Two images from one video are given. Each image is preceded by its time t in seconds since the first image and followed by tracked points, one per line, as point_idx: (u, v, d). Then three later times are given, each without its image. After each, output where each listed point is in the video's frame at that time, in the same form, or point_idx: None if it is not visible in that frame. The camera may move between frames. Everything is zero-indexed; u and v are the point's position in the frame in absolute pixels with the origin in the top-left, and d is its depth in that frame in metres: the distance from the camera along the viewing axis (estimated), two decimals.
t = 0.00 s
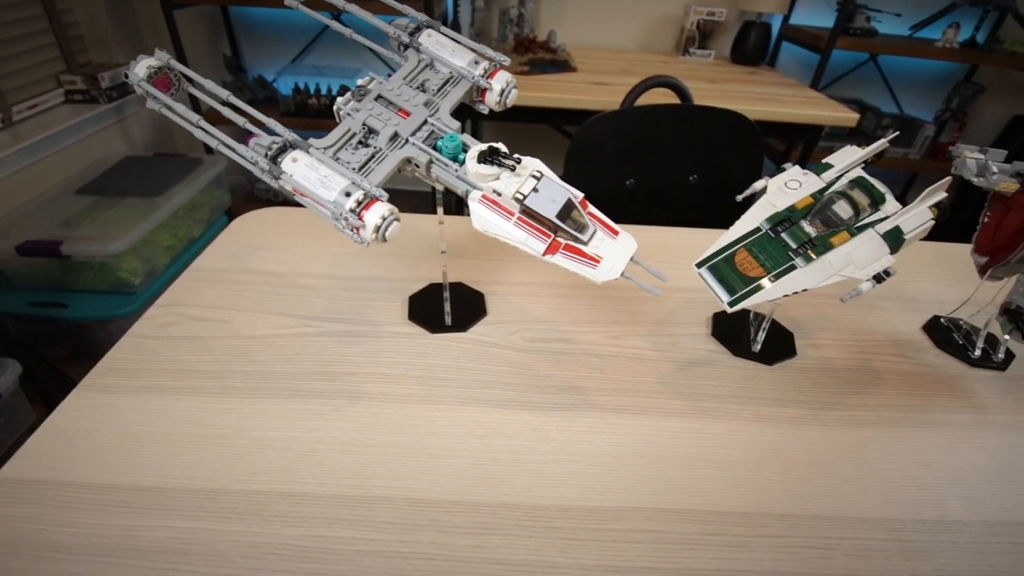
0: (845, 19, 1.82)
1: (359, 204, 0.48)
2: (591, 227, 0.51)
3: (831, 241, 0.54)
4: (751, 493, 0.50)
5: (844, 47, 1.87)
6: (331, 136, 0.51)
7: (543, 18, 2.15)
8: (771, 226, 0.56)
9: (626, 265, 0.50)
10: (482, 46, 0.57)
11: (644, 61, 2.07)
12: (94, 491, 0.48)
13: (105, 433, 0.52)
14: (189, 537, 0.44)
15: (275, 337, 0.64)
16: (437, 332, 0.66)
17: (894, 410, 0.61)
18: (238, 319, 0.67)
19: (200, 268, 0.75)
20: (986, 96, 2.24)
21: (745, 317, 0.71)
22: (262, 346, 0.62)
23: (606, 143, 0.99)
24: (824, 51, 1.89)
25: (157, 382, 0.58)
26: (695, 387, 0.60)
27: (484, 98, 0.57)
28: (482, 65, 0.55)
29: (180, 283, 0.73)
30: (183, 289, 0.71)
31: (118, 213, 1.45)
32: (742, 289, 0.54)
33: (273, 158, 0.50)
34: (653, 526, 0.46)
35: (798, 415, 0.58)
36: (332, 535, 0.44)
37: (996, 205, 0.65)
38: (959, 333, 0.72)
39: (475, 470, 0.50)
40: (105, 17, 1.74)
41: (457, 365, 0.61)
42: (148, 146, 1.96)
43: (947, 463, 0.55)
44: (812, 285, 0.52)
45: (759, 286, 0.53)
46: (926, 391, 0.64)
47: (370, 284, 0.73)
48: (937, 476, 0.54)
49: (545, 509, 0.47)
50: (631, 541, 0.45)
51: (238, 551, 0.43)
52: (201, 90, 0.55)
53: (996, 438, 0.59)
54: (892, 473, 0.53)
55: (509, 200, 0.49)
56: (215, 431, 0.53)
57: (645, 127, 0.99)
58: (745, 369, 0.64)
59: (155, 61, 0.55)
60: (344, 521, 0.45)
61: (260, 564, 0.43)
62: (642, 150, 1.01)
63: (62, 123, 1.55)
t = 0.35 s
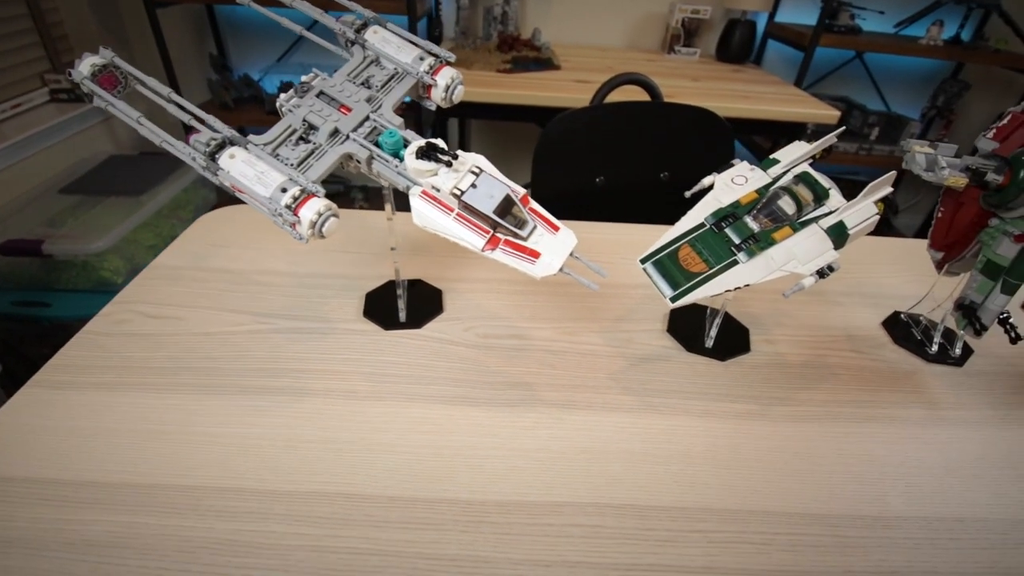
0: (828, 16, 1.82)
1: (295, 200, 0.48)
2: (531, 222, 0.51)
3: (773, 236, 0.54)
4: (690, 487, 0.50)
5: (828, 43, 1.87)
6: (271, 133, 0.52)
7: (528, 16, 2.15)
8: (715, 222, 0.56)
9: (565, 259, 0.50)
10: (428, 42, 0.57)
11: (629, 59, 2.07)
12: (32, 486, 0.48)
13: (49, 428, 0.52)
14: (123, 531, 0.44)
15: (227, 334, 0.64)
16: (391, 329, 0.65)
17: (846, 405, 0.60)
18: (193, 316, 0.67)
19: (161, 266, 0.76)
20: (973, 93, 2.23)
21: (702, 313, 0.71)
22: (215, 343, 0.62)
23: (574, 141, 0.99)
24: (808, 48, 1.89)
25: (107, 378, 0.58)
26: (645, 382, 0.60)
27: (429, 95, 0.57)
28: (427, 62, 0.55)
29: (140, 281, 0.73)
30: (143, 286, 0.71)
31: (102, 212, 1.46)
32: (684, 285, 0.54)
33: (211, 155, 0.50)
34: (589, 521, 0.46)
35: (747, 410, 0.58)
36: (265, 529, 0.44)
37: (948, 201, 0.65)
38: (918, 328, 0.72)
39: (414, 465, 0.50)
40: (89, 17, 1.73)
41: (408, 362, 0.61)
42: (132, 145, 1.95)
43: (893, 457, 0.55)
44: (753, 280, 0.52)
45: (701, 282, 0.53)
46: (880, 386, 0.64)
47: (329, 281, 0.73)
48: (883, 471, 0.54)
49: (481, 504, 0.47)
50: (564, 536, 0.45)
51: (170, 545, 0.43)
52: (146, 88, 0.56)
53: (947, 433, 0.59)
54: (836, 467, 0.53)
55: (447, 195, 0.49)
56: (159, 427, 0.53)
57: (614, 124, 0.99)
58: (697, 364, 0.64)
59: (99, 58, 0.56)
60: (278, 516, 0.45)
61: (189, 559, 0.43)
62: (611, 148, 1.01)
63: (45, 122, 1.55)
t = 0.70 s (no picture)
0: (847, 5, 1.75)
1: (240, 186, 0.48)
2: (481, 213, 0.50)
3: (737, 230, 0.51)
4: (637, 488, 0.48)
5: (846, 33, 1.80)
6: (222, 119, 0.52)
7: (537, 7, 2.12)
8: (678, 214, 0.54)
9: (513, 249, 0.49)
10: (387, 28, 0.56)
11: (639, 50, 2.02)
12: None
13: (8, 409, 0.53)
14: (63, 511, 0.45)
15: (192, 321, 0.64)
16: (354, 319, 0.65)
17: (817, 408, 0.58)
18: (162, 303, 0.67)
19: (139, 253, 0.76)
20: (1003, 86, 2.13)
21: (676, 310, 0.68)
22: (179, 330, 0.63)
23: (561, 132, 0.97)
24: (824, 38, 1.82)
25: (70, 362, 0.58)
26: (606, 379, 0.59)
27: (388, 81, 0.56)
28: (384, 48, 0.54)
29: (117, 266, 0.74)
30: (119, 272, 0.72)
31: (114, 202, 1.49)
32: (642, 279, 0.52)
33: (161, 141, 0.50)
34: (526, 519, 0.45)
35: (710, 410, 0.56)
36: (200, 515, 0.45)
37: (938, 196, 0.61)
38: (907, 330, 0.68)
39: (356, 457, 0.49)
40: (106, 11, 1.72)
41: (366, 353, 0.60)
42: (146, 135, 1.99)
43: (860, 464, 0.53)
44: (713, 276, 0.50)
45: (658, 276, 0.51)
46: (857, 389, 0.61)
47: (300, 270, 0.73)
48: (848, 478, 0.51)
49: (417, 499, 0.46)
50: (497, 535, 0.44)
51: (107, 527, 0.44)
52: (109, 75, 0.56)
53: (923, 441, 0.56)
54: (796, 472, 0.51)
55: (395, 183, 0.48)
56: (113, 411, 0.53)
57: (603, 115, 0.97)
58: (664, 362, 0.62)
59: (62, 47, 0.56)
60: (214, 502, 0.45)
61: (123, 542, 0.43)
62: (599, 139, 0.99)
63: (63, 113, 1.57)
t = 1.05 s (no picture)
0: None
1: (139, 176, 0.47)
2: (387, 203, 0.49)
3: (650, 219, 0.50)
4: (544, 481, 0.47)
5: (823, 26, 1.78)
6: (127, 109, 0.51)
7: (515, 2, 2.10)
8: (593, 204, 0.53)
9: (419, 239, 0.48)
10: (302, 16, 0.55)
11: (617, 44, 2.01)
12: None
13: None
14: None
15: (118, 316, 0.63)
16: (281, 314, 0.64)
17: (743, 401, 0.57)
18: (91, 297, 0.66)
19: (76, 247, 0.75)
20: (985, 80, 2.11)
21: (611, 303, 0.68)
22: (103, 324, 0.62)
23: (513, 124, 0.96)
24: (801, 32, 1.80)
25: None
26: (530, 372, 0.58)
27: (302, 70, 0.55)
28: (296, 35, 0.53)
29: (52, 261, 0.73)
30: (52, 266, 0.71)
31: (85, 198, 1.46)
32: (554, 270, 0.51)
33: (64, 132, 0.50)
34: (425, 514, 0.44)
35: (631, 403, 0.55)
36: (93, 509, 0.44)
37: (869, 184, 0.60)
38: (845, 322, 0.67)
39: (261, 451, 0.48)
40: (81, 7, 1.68)
41: (288, 347, 0.59)
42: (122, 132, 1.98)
43: (778, 456, 0.52)
44: (625, 266, 0.49)
45: (570, 267, 0.50)
46: (787, 381, 0.60)
47: (235, 264, 0.72)
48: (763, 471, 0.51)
49: (316, 493, 0.45)
50: (392, 529, 0.43)
51: None
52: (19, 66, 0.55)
53: (847, 433, 0.55)
54: (710, 464, 0.50)
55: (298, 172, 0.48)
56: (22, 406, 0.52)
57: (556, 108, 0.95)
58: (592, 355, 0.61)
59: None
60: (109, 497, 0.45)
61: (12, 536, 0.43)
62: (553, 132, 0.98)
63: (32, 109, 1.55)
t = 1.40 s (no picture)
0: None
1: (82, 176, 0.46)
2: (330, 202, 0.49)
3: (599, 218, 0.49)
4: (486, 485, 0.46)
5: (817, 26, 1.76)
6: (74, 110, 0.50)
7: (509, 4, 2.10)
8: (543, 203, 0.52)
9: (362, 237, 0.47)
10: (252, 15, 0.55)
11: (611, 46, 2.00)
12: None
13: None
14: None
15: (76, 317, 0.63)
16: (239, 315, 0.64)
17: (701, 405, 0.56)
18: (53, 298, 0.66)
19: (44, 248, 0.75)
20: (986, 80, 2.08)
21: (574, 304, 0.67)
22: (61, 325, 0.62)
23: (488, 125, 0.95)
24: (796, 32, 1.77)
25: None
26: (484, 374, 0.57)
27: (252, 69, 0.54)
28: (246, 35, 0.53)
29: (19, 262, 0.73)
30: (18, 268, 0.71)
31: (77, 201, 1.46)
32: (502, 270, 0.50)
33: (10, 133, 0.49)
34: (360, 518, 0.43)
35: (584, 406, 0.54)
36: (27, 511, 0.43)
37: (832, 182, 0.59)
38: (814, 324, 0.66)
39: (202, 453, 0.48)
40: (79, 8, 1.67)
41: (243, 348, 0.59)
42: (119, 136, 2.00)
43: (732, 462, 0.51)
44: (572, 266, 0.48)
45: (517, 267, 0.50)
46: (749, 384, 0.59)
47: (200, 265, 0.72)
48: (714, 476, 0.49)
49: (252, 497, 0.45)
50: (326, 534, 0.42)
51: None
52: None
53: (807, 438, 0.54)
54: (660, 469, 0.49)
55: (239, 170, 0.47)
56: None
57: (532, 108, 0.95)
58: (549, 357, 0.60)
59: None
60: (44, 498, 0.44)
61: None
62: (530, 133, 0.97)
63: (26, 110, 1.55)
